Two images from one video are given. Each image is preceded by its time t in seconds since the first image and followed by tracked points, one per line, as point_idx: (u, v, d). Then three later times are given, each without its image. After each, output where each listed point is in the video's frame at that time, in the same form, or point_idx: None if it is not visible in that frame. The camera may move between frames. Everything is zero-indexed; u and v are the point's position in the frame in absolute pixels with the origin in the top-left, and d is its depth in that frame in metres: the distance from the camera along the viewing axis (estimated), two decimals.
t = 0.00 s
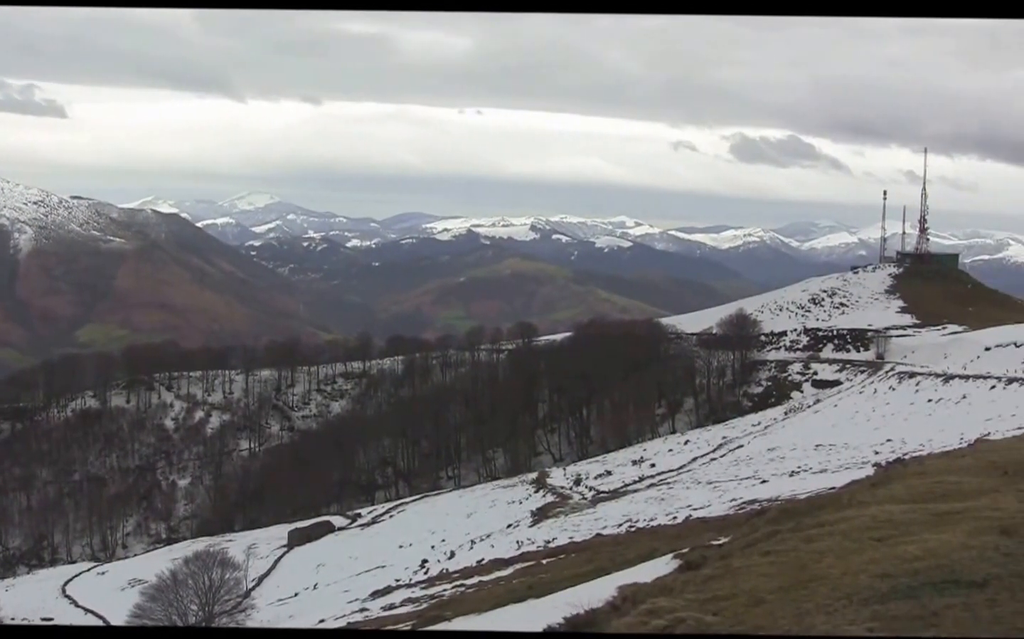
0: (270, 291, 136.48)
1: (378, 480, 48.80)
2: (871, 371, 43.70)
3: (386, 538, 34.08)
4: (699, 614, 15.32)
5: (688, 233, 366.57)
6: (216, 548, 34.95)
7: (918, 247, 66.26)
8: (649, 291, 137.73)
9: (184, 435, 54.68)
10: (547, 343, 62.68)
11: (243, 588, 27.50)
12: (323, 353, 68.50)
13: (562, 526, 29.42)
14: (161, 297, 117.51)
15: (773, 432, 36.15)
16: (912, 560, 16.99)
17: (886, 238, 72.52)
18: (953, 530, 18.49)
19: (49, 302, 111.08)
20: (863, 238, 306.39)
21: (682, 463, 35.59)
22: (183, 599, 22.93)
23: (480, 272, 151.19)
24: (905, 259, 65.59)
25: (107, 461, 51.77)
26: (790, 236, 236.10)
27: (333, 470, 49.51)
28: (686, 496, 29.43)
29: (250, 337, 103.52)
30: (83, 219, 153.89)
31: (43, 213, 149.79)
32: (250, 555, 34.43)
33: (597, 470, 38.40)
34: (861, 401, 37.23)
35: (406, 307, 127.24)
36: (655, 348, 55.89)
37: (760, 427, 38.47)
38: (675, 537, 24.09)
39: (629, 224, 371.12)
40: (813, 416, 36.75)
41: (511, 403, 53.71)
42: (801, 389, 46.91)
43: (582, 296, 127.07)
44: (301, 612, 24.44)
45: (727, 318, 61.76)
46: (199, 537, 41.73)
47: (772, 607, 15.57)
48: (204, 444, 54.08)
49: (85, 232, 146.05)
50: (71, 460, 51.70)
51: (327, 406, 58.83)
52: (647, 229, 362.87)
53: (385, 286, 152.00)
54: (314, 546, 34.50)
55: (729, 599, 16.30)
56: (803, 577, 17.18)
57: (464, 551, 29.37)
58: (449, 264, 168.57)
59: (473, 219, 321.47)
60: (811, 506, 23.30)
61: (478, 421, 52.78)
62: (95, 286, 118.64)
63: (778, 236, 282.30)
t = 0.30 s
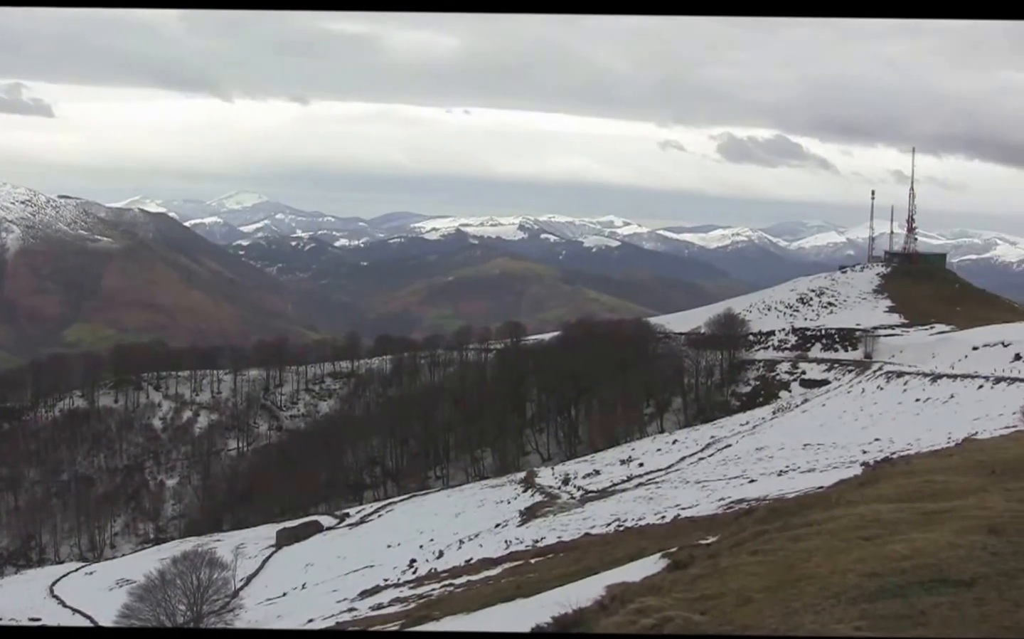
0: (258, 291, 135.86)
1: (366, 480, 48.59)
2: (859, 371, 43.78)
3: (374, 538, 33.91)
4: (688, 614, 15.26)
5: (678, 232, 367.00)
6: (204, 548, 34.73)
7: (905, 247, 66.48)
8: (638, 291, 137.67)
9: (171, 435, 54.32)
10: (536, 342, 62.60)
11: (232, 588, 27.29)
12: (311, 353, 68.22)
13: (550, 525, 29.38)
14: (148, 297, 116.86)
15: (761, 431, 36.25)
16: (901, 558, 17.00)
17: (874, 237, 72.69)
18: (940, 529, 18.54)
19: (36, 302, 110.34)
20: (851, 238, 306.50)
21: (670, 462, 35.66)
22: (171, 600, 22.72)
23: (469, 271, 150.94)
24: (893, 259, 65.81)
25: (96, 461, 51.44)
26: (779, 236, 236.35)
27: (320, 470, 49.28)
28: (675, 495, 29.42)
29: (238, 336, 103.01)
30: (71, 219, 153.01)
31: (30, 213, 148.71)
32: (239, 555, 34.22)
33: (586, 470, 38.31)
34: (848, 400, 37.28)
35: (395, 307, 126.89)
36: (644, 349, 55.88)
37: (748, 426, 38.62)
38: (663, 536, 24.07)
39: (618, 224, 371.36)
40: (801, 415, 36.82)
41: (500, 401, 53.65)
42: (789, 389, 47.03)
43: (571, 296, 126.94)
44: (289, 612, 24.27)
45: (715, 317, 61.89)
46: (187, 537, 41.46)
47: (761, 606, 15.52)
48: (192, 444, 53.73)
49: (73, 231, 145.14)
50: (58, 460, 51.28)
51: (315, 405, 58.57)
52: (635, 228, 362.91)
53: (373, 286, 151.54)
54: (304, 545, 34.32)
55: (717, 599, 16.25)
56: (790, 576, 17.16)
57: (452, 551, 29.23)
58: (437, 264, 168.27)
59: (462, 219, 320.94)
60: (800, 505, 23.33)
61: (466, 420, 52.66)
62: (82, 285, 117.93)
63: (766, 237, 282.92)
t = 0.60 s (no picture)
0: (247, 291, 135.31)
1: (355, 480, 48.42)
2: (847, 371, 43.88)
3: (363, 537, 33.77)
4: (676, 613, 15.24)
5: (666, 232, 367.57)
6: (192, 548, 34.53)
7: (893, 247, 66.70)
8: (626, 291, 137.68)
9: (159, 435, 54.00)
10: (525, 342, 62.52)
11: (220, 588, 27.14)
12: (299, 352, 67.95)
13: (539, 525, 29.34)
14: (136, 296, 116.20)
15: (750, 431, 36.29)
16: (888, 558, 17.01)
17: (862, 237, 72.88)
18: (927, 529, 18.58)
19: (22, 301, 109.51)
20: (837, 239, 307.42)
21: (659, 462, 35.67)
22: (159, 600, 22.58)
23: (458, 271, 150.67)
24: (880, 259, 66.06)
25: (84, 461, 51.16)
26: (767, 236, 236.85)
27: (309, 471, 49.07)
28: (663, 495, 29.42)
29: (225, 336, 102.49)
30: (59, 217, 151.99)
31: (17, 211, 147.60)
32: (227, 555, 34.04)
33: (574, 470, 38.24)
34: (836, 400, 37.36)
35: (383, 307, 126.54)
36: (633, 349, 55.88)
37: (737, 426, 38.66)
38: (652, 536, 24.04)
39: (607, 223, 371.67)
40: (790, 414, 36.92)
41: (488, 401, 53.57)
42: (778, 388, 47.12)
43: (559, 296, 126.88)
44: (277, 612, 24.14)
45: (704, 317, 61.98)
46: (175, 537, 41.20)
47: (749, 605, 15.49)
48: (180, 444, 53.41)
49: (60, 230, 144.21)
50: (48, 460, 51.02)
51: (304, 405, 58.32)
52: (624, 228, 363.09)
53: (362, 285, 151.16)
54: (293, 545, 34.16)
55: (705, 598, 16.23)
56: (778, 576, 17.15)
57: (441, 551, 29.13)
58: (426, 263, 167.99)
59: (450, 219, 320.51)
60: (788, 504, 23.36)
61: (454, 420, 52.54)
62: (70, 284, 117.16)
63: (754, 237, 283.64)
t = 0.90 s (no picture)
0: (235, 291, 134.84)
1: (343, 480, 48.20)
2: (836, 370, 43.97)
3: (351, 537, 33.63)
4: (665, 613, 15.18)
5: (656, 232, 368.25)
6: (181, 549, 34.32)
7: (881, 247, 66.97)
8: (615, 291, 137.88)
9: (147, 435, 53.66)
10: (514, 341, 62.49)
11: (209, 589, 26.94)
12: (288, 352, 67.69)
13: (528, 525, 29.25)
14: (124, 296, 115.61)
15: (738, 431, 36.31)
16: (876, 558, 16.99)
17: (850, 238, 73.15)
18: (915, 529, 18.58)
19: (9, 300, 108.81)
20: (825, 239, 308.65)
21: (648, 462, 35.65)
22: (147, 600, 22.39)
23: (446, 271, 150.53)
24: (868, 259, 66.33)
25: (73, 461, 50.80)
26: (755, 237, 237.68)
27: (297, 471, 48.83)
28: (653, 495, 29.38)
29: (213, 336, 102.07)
30: (47, 216, 151.07)
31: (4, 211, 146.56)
32: (215, 555, 33.83)
33: (563, 470, 38.16)
34: (825, 400, 37.41)
35: (372, 306, 126.30)
36: (622, 349, 55.88)
37: (726, 426, 38.66)
38: (641, 536, 23.98)
39: (596, 224, 372.22)
40: (779, 414, 36.96)
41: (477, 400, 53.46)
42: (766, 388, 47.18)
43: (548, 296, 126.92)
44: (266, 612, 23.97)
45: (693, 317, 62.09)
46: (163, 537, 40.94)
47: (738, 605, 15.43)
48: (168, 443, 53.07)
49: (49, 229, 143.37)
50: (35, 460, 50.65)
51: (293, 405, 58.06)
52: (613, 229, 363.70)
53: (350, 285, 150.84)
54: (282, 545, 33.98)
55: (694, 598, 16.18)
56: (765, 576, 17.11)
57: (430, 551, 28.99)
58: (415, 263, 167.79)
59: (439, 219, 320.45)
60: (776, 504, 23.36)
61: (443, 419, 52.39)
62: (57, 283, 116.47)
63: (742, 237, 284.67)
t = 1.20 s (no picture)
0: (224, 290, 134.37)
1: (332, 480, 48.00)
2: (824, 371, 44.09)
3: (341, 537, 33.51)
4: (654, 613, 15.14)
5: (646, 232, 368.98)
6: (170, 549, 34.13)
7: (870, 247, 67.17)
8: (605, 291, 137.95)
9: (136, 434, 53.37)
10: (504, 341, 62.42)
11: (198, 589, 26.78)
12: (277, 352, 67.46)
13: (518, 525, 29.18)
14: (112, 295, 115.04)
15: (728, 431, 36.33)
16: (865, 558, 16.99)
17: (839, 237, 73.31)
18: (903, 529, 18.60)
19: None
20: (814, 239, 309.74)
21: (637, 461, 35.63)
22: (135, 601, 22.24)
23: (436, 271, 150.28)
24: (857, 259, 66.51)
25: (60, 462, 50.46)
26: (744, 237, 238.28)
27: (286, 471, 48.62)
28: (642, 495, 29.36)
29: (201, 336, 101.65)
30: (35, 216, 150.37)
31: None
32: (204, 555, 33.66)
33: (552, 470, 38.11)
34: (814, 400, 37.47)
35: (362, 306, 126.03)
36: (611, 349, 55.87)
37: (715, 426, 38.66)
38: (630, 536, 23.95)
39: (585, 224, 372.62)
40: (768, 414, 36.99)
41: (466, 400, 53.36)
42: (755, 389, 47.23)
43: (538, 296, 126.84)
44: (254, 612, 23.85)
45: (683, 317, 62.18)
46: (152, 537, 40.71)
47: (726, 605, 15.41)
48: (156, 443, 52.80)
49: (37, 229, 142.62)
50: (22, 461, 50.36)
51: (282, 405, 57.84)
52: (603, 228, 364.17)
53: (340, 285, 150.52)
54: (270, 545, 33.83)
55: (683, 598, 16.17)
56: (754, 576, 17.09)
57: (419, 551, 28.89)
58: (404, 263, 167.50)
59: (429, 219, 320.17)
60: (765, 504, 23.37)
61: (432, 419, 52.22)
62: (45, 283, 115.80)
63: (731, 237, 285.46)
